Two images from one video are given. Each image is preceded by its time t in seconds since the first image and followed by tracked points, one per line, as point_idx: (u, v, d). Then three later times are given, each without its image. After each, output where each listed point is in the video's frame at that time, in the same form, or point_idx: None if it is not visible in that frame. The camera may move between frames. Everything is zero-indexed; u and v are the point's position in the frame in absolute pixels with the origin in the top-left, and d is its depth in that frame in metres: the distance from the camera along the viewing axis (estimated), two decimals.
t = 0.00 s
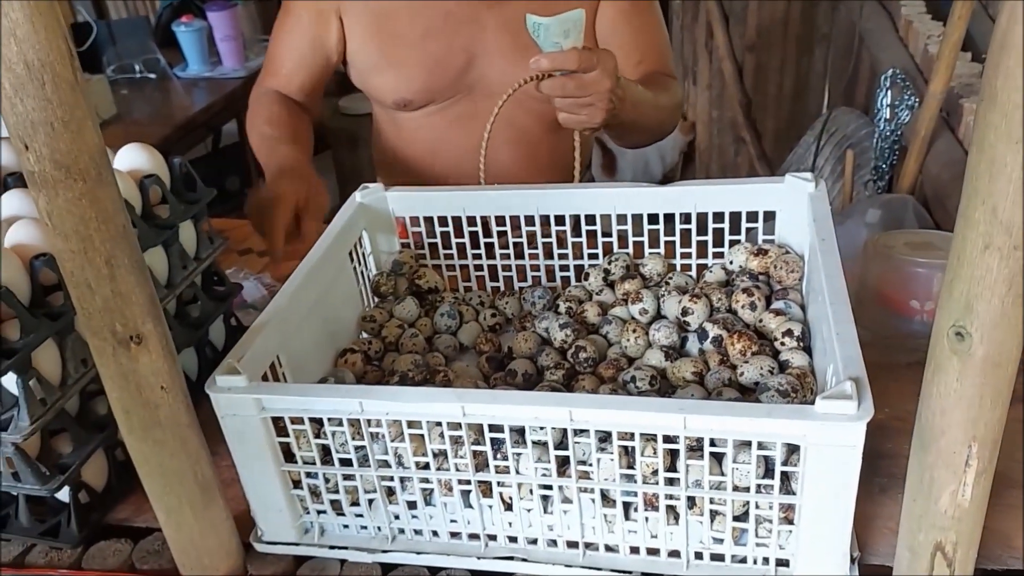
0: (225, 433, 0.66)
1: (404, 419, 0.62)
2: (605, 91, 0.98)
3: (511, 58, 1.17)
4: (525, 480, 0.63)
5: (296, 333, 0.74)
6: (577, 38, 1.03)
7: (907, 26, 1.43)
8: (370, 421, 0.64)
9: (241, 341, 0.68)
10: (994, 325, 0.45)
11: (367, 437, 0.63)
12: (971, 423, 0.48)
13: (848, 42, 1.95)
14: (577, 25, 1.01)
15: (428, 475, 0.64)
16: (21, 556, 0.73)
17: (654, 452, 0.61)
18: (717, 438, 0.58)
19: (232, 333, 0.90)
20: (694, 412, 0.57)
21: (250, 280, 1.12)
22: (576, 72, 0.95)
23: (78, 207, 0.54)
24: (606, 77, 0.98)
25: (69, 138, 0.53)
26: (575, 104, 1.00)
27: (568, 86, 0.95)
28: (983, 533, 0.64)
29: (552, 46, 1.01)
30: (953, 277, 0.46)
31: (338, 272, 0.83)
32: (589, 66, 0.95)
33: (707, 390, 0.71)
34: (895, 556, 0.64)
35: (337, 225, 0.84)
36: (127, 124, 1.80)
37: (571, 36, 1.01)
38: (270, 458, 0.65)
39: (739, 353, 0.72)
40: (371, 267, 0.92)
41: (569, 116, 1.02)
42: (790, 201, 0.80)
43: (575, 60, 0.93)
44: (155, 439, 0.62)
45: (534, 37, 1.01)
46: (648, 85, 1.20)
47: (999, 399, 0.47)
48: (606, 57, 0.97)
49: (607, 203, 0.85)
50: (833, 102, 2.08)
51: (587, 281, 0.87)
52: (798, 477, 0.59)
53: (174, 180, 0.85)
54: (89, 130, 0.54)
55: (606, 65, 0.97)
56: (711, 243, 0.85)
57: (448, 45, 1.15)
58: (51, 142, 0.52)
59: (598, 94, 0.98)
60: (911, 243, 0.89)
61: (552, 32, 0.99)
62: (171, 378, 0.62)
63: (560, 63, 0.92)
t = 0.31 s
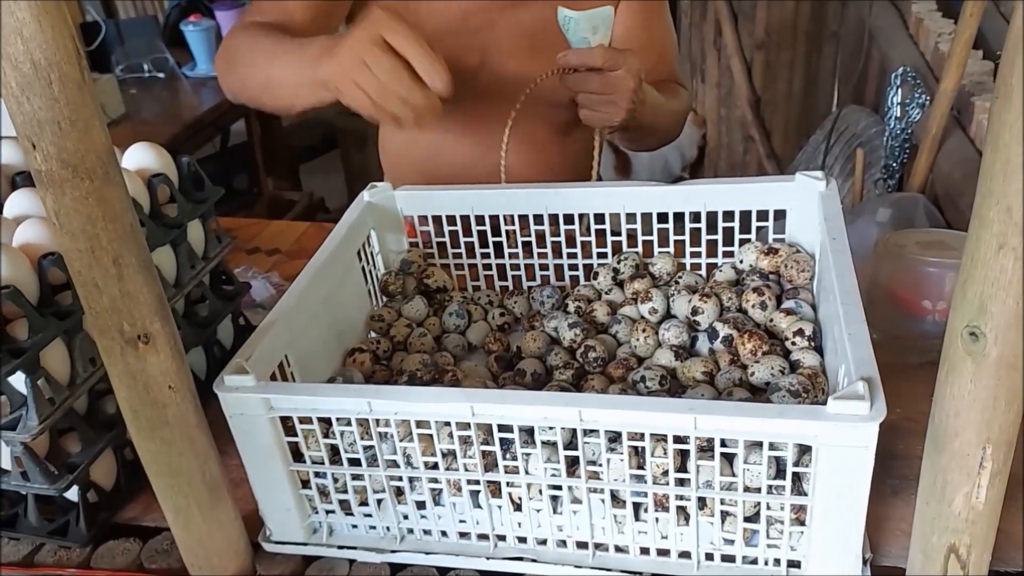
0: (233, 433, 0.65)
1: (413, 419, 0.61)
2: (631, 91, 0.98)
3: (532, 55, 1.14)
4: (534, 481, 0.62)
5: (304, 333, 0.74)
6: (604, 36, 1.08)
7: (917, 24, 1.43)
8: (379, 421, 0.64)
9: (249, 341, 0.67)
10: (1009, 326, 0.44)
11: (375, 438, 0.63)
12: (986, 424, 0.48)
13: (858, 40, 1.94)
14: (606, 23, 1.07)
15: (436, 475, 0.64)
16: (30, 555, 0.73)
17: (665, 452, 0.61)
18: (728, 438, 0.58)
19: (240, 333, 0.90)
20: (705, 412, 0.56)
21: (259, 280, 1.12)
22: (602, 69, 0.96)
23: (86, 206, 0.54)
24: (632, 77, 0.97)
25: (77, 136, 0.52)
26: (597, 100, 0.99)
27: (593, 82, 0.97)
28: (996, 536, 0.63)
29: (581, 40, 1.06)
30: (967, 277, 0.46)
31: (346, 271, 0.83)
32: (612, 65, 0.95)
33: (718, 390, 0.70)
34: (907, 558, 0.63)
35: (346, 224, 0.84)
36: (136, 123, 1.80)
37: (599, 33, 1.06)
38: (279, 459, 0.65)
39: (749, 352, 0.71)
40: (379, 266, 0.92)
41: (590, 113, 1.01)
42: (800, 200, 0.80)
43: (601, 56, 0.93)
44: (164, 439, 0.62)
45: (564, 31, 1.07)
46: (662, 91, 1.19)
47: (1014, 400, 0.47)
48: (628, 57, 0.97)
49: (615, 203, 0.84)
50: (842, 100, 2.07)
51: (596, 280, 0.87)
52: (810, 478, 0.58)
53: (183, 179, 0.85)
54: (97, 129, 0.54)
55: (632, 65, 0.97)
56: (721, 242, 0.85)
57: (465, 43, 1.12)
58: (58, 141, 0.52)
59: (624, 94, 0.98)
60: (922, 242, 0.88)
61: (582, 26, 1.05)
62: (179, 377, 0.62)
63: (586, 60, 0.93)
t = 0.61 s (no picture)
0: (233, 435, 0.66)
1: (411, 422, 0.62)
2: (632, 88, 0.98)
3: (539, 54, 1.13)
4: (532, 484, 0.63)
5: (304, 335, 0.74)
6: (606, 34, 1.12)
7: (921, 23, 1.42)
8: (377, 423, 0.64)
9: (247, 343, 0.68)
10: (1002, 332, 0.44)
11: (374, 440, 0.63)
12: (980, 430, 0.48)
13: (863, 39, 1.94)
14: (608, 23, 1.12)
15: (434, 478, 0.64)
16: (32, 557, 0.74)
17: (662, 456, 0.61)
18: (724, 442, 0.58)
19: (242, 334, 0.91)
20: (701, 416, 0.56)
21: (261, 280, 1.13)
22: (604, 68, 0.95)
23: (85, 211, 0.54)
24: (626, 75, 0.97)
25: (76, 142, 0.53)
26: (598, 99, 0.99)
27: (595, 81, 0.96)
28: (992, 539, 0.63)
29: (583, 39, 1.10)
30: (961, 283, 0.46)
31: (346, 273, 0.83)
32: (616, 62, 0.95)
33: (716, 393, 0.70)
34: (904, 561, 0.63)
35: (347, 226, 0.84)
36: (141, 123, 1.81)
37: (602, 32, 1.11)
38: (279, 461, 0.66)
39: (747, 355, 0.72)
40: (380, 268, 0.92)
41: (591, 111, 1.02)
42: (800, 202, 0.80)
43: (603, 55, 0.93)
44: (164, 442, 0.63)
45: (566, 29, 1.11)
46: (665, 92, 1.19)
47: (1008, 406, 0.47)
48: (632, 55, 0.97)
49: (615, 205, 0.84)
50: (847, 99, 2.07)
51: (596, 281, 0.87)
52: (807, 482, 0.58)
53: (184, 182, 0.86)
54: (97, 134, 0.54)
55: (633, 64, 0.97)
56: (721, 244, 0.85)
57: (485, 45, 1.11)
58: (58, 146, 0.53)
59: (623, 90, 0.98)
60: (922, 244, 0.88)
61: (585, 25, 1.10)
62: (179, 381, 0.62)
63: (588, 58, 0.93)
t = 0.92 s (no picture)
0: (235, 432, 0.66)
1: (414, 419, 0.62)
2: (642, 88, 0.98)
3: (545, 54, 1.12)
4: (534, 481, 0.63)
5: (307, 333, 0.74)
6: (615, 33, 1.11)
7: (925, 22, 1.42)
8: (380, 421, 0.64)
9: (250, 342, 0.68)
10: (1004, 330, 0.44)
11: (376, 438, 0.63)
12: (982, 427, 0.48)
13: (866, 38, 1.94)
14: (617, 21, 1.11)
15: (437, 475, 0.64)
16: (35, 554, 0.74)
17: (664, 454, 0.61)
18: (726, 440, 0.58)
19: (246, 332, 0.91)
20: (703, 414, 0.56)
21: (265, 279, 1.13)
22: (615, 67, 0.96)
23: (87, 208, 0.55)
24: (631, 74, 0.97)
25: (79, 139, 0.53)
26: (608, 98, 0.99)
27: (606, 80, 0.96)
28: (995, 537, 0.63)
29: (593, 38, 1.10)
30: (963, 280, 0.46)
31: (349, 272, 0.83)
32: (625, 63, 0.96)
33: (719, 391, 0.70)
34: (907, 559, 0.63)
35: (350, 224, 0.85)
36: (146, 123, 1.81)
37: (611, 31, 1.10)
38: (281, 458, 0.66)
39: (750, 354, 0.71)
40: (383, 267, 0.92)
41: (602, 110, 1.01)
42: (803, 200, 0.79)
43: (613, 54, 0.94)
44: (167, 439, 0.63)
45: (576, 28, 1.09)
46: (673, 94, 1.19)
47: (1010, 404, 0.47)
48: (640, 55, 0.97)
49: (618, 203, 0.84)
50: (851, 98, 2.07)
51: (600, 280, 0.87)
52: (809, 480, 0.58)
53: (187, 180, 0.86)
54: (100, 131, 0.54)
55: (643, 63, 0.97)
56: (725, 243, 0.84)
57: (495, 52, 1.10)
58: (60, 143, 0.53)
59: (633, 90, 0.98)
60: (925, 242, 0.88)
61: (595, 24, 1.09)
62: (181, 378, 0.62)
63: (598, 58, 0.93)
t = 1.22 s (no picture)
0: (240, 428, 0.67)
1: (418, 416, 0.62)
2: (635, 87, 0.98)
3: (546, 54, 1.12)
4: (538, 478, 0.63)
5: (311, 331, 0.75)
6: (608, 31, 1.09)
7: (927, 22, 1.43)
8: (384, 417, 0.65)
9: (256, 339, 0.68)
10: (1006, 326, 0.45)
11: (381, 434, 0.64)
12: (983, 423, 0.48)
13: (869, 38, 1.94)
14: (610, 20, 1.08)
15: (441, 472, 0.64)
16: (41, 551, 0.75)
17: (667, 451, 0.61)
18: (729, 436, 0.58)
19: (250, 331, 0.91)
20: (706, 411, 0.57)
21: (269, 279, 1.13)
22: (607, 65, 0.95)
23: (93, 205, 0.55)
24: (633, 73, 0.97)
25: (85, 138, 0.54)
26: (602, 96, 0.99)
27: (597, 77, 0.96)
28: (997, 534, 0.64)
29: (586, 38, 1.07)
30: (964, 277, 0.46)
31: (353, 270, 0.83)
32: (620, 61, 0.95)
33: (721, 388, 0.70)
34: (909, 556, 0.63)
35: (355, 222, 0.85)
36: (151, 123, 1.82)
37: (604, 30, 1.07)
38: (286, 454, 0.66)
39: (752, 352, 0.72)
40: (387, 266, 0.92)
41: (596, 109, 1.02)
42: (805, 199, 0.80)
43: (605, 53, 0.93)
44: (172, 436, 0.63)
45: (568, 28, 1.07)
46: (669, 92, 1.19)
47: (1012, 399, 0.47)
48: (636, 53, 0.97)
49: (621, 202, 0.85)
50: (853, 98, 2.07)
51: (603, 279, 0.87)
52: (812, 477, 0.59)
53: (192, 179, 0.86)
54: (106, 130, 0.55)
55: (637, 61, 0.97)
56: (727, 241, 0.85)
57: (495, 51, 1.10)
58: (66, 142, 0.53)
59: (625, 88, 0.98)
60: (927, 240, 0.89)
61: (587, 23, 1.06)
62: (187, 375, 0.63)
63: (591, 57, 0.93)
